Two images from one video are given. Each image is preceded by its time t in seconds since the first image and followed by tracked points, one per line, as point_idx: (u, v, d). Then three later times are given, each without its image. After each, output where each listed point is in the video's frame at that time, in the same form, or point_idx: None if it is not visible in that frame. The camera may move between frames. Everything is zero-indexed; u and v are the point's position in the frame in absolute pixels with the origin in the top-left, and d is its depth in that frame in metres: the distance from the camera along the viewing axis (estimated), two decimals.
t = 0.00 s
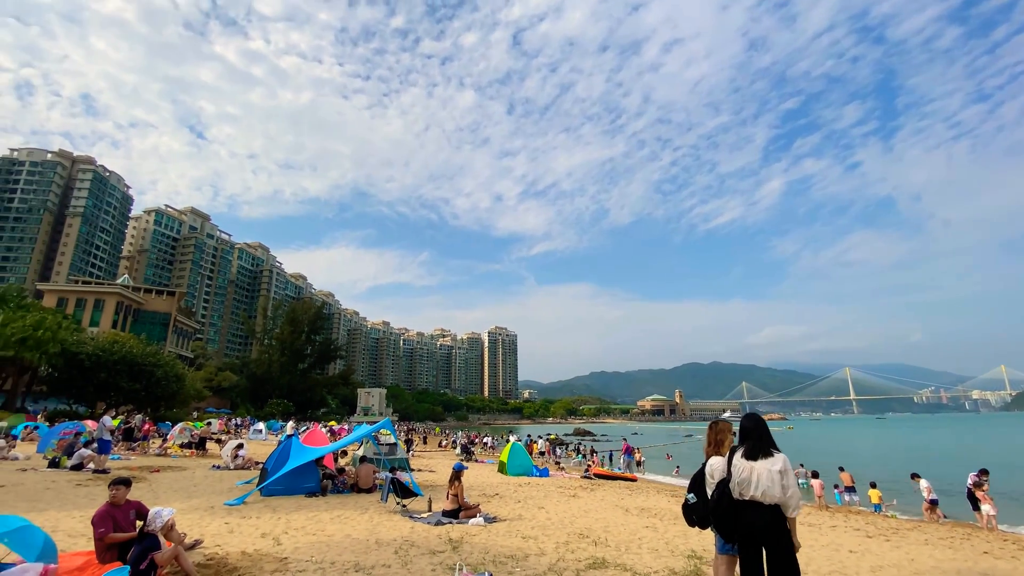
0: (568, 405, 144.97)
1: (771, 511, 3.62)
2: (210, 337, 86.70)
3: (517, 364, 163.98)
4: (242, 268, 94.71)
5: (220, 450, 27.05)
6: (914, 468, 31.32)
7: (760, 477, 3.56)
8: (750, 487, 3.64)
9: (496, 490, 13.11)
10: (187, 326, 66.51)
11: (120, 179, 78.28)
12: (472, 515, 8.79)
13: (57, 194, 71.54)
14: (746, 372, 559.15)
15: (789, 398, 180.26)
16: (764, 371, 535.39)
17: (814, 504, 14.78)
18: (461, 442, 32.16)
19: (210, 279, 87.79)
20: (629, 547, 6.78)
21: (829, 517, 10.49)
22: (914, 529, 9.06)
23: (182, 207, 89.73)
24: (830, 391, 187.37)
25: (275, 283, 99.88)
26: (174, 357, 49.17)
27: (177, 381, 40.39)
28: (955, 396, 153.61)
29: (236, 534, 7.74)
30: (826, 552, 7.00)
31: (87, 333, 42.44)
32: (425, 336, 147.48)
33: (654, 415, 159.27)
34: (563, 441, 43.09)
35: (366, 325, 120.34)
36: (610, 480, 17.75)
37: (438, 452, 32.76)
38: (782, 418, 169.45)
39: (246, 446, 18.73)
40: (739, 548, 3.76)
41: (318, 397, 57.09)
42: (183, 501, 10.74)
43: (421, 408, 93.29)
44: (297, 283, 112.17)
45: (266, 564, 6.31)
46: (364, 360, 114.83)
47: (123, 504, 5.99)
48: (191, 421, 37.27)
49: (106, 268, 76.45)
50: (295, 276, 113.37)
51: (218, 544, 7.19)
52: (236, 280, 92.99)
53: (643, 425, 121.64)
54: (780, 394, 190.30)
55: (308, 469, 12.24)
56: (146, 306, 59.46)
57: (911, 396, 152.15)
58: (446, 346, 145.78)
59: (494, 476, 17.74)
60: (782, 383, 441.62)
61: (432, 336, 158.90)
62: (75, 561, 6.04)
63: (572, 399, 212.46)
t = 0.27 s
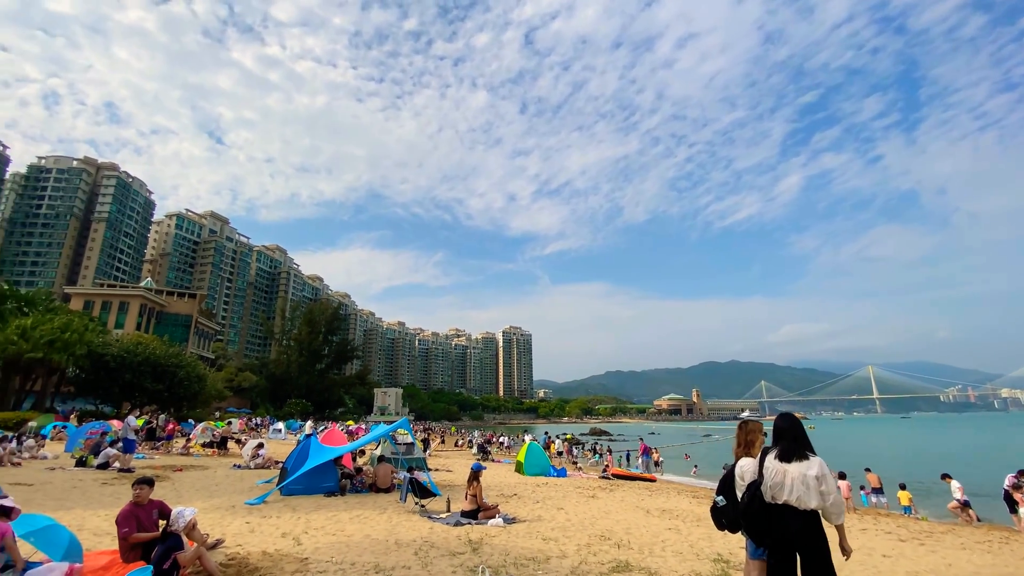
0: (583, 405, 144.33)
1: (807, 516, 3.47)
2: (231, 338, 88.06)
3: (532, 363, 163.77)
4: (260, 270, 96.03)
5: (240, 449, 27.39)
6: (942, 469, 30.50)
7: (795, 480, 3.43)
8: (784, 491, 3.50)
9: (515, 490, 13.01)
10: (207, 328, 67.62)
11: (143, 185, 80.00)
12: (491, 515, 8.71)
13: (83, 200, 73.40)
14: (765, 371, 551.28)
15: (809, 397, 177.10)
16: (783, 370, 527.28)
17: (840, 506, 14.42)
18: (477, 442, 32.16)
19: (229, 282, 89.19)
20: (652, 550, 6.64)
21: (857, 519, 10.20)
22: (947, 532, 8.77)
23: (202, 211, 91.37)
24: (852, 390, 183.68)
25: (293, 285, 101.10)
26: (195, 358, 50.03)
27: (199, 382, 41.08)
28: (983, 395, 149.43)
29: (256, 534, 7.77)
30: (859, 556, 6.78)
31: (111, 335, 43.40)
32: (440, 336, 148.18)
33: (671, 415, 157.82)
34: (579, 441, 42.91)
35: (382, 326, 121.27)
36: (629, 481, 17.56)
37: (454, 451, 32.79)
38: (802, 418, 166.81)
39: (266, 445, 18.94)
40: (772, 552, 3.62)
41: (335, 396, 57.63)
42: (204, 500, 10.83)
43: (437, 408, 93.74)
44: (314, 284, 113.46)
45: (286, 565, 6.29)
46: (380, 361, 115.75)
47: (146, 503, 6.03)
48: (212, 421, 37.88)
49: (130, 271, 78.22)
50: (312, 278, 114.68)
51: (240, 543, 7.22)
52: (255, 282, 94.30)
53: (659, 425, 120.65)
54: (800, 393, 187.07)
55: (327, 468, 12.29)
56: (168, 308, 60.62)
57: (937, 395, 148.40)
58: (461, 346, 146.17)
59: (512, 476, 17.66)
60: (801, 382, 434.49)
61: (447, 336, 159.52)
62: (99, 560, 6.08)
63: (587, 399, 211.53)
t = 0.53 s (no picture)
0: (597, 404, 143.65)
1: (840, 521, 3.35)
2: (248, 339, 89.23)
3: (545, 363, 163.45)
4: (276, 272, 97.15)
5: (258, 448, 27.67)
6: (966, 470, 29.77)
7: (825, 483, 3.32)
8: (814, 493, 3.39)
9: (530, 491, 12.89)
10: (225, 329, 68.50)
11: (161, 190, 81.38)
12: (507, 516, 8.61)
13: (104, 205, 74.87)
14: (781, 371, 543.87)
15: (827, 397, 174.26)
16: (801, 369, 519.91)
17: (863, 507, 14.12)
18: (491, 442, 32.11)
19: (246, 284, 90.36)
20: (673, 552, 6.49)
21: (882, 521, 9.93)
22: (978, 535, 8.51)
23: (219, 214, 92.68)
24: (871, 389, 180.34)
25: (308, 287, 102.13)
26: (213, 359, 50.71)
27: (217, 382, 41.62)
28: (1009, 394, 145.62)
29: (273, 534, 7.78)
30: (889, 560, 6.60)
31: (132, 337, 44.17)
32: (453, 336, 148.70)
33: (686, 414, 156.38)
34: (593, 440, 42.73)
35: (396, 326, 121.95)
36: (645, 480, 17.37)
37: (469, 451, 32.80)
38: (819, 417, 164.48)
39: (282, 444, 19.04)
40: (802, 557, 3.51)
41: (350, 396, 58.00)
42: (222, 499, 10.89)
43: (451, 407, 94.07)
44: (329, 285, 114.43)
45: (302, 564, 6.27)
46: (394, 361, 116.42)
47: (164, 502, 6.03)
48: (230, 420, 38.34)
49: (149, 274, 79.64)
50: (327, 279, 115.77)
51: (256, 543, 7.22)
52: (271, 284, 95.41)
53: (674, 424, 119.78)
54: (818, 393, 184.09)
55: (342, 468, 12.31)
56: (187, 310, 61.53)
57: (960, 393, 145.02)
58: (474, 345, 146.38)
59: (527, 476, 17.56)
60: (819, 381, 428.05)
61: (460, 336, 160.02)
62: (118, 559, 6.12)
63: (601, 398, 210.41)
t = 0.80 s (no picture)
0: (610, 404, 142.94)
1: (872, 523, 3.22)
2: (263, 340, 90.24)
3: (557, 362, 163.06)
4: (291, 274, 98.06)
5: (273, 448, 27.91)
6: (990, 471, 29.07)
7: (857, 483, 3.19)
8: (844, 495, 3.27)
9: (544, 491, 12.76)
10: (241, 331, 69.33)
11: (179, 194, 82.59)
12: (521, 516, 8.51)
13: (123, 210, 76.21)
14: (797, 370, 536.75)
15: (844, 396, 171.50)
16: (817, 368, 512.68)
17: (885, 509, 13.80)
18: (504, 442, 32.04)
19: (261, 286, 91.34)
20: (692, 554, 6.35)
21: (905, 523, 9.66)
22: (1007, 537, 8.24)
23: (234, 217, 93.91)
24: (890, 388, 177.11)
25: (322, 288, 102.98)
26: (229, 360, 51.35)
27: (233, 382, 42.08)
28: None
29: (287, 533, 7.76)
30: (917, 565, 6.39)
31: (151, 338, 44.84)
32: (466, 336, 149.08)
33: (700, 414, 155.00)
34: (607, 440, 42.50)
35: (408, 326, 122.52)
36: (660, 481, 17.18)
37: (481, 451, 32.78)
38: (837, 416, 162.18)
39: (297, 444, 19.13)
40: (831, 560, 3.39)
41: (364, 396, 58.32)
42: (236, 498, 10.92)
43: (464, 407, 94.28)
44: (342, 287, 115.33)
45: (316, 564, 6.22)
46: (407, 361, 116.98)
47: (178, 502, 5.98)
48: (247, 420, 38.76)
49: (167, 277, 80.91)
50: (340, 281, 116.65)
51: (270, 542, 7.19)
52: (286, 286, 96.30)
53: (688, 424, 118.85)
54: (836, 392, 181.19)
55: (356, 467, 12.30)
56: (204, 312, 62.38)
57: (983, 392, 141.78)
58: (487, 345, 146.49)
59: (541, 476, 17.45)
60: (836, 380, 421.78)
61: (472, 336, 160.34)
62: (132, 559, 6.11)
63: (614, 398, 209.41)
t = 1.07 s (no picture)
0: (623, 404, 142.11)
1: (904, 526, 3.05)
2: (277, 341, 91.14)
3: (569, 362, 162.46)
4: (304, 275, 98.87)
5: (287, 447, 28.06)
6: (1015, 472, 28.29)
7: (888, 484, 3.03)
8: (875, 496, 3.11)
9: (557, 491, 12.59)
10: (255, 332, 70.03)
11: (194, 198, 83.64)
12: (534, 516, 8.38)
13: (140, 214, 77.38)
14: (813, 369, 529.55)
15: (862, 395, 168.67)
16: (833, 367, 505.38)
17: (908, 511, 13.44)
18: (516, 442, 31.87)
19: (275, 287, 92.25)
20: (710, 556, 6.19)
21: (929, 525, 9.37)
22: None
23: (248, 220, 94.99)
24: (909, 387, 173.83)
25: (335, 289, 103.69)
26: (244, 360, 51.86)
27: (248, 383, 42.47)
28: None
29: (297, 533, 7.69)
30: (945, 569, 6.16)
31: (167, 339, 45.36)
32: (477, 336, 149.17)
33: (714, 414, 153.48)
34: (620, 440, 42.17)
35: (420, 327, 122.90)
36: (675, 481, 16.93)
37: (493, 451, 32.67)
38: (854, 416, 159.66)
39: (310, 443, 19.20)
40: (861, 564, 3.23)
41: (377, 396, 58.54)
42: (250, 498, 10.93)
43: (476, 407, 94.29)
44: (355, 288, 116.00)
45: (326, 565, 6.15)
46: (419, 361, 117.31)
47: (190, 501, 5.93)
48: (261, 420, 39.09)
49: (184, 279, 82.04)
50: (353, 282, 117.34)
51: (281, 543, 7.11)
52: (299, 287, 97.09)
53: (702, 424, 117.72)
54: (853, 391, 178.20)
55: (368, 467, 12.27)
56: (219, 314, 63.12)
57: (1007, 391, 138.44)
58: (498, 345, 146.40)
59: (554, 476, 17.29)
60: (852, 378, 415.41)
61: (484, 336, 160.39)
62: (144, 558, 6.09)
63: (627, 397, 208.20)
